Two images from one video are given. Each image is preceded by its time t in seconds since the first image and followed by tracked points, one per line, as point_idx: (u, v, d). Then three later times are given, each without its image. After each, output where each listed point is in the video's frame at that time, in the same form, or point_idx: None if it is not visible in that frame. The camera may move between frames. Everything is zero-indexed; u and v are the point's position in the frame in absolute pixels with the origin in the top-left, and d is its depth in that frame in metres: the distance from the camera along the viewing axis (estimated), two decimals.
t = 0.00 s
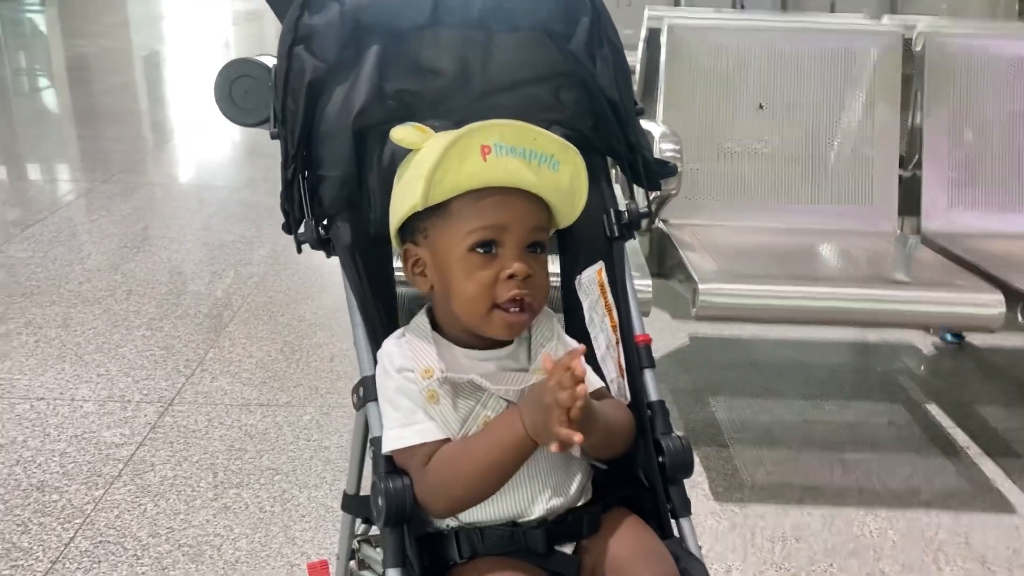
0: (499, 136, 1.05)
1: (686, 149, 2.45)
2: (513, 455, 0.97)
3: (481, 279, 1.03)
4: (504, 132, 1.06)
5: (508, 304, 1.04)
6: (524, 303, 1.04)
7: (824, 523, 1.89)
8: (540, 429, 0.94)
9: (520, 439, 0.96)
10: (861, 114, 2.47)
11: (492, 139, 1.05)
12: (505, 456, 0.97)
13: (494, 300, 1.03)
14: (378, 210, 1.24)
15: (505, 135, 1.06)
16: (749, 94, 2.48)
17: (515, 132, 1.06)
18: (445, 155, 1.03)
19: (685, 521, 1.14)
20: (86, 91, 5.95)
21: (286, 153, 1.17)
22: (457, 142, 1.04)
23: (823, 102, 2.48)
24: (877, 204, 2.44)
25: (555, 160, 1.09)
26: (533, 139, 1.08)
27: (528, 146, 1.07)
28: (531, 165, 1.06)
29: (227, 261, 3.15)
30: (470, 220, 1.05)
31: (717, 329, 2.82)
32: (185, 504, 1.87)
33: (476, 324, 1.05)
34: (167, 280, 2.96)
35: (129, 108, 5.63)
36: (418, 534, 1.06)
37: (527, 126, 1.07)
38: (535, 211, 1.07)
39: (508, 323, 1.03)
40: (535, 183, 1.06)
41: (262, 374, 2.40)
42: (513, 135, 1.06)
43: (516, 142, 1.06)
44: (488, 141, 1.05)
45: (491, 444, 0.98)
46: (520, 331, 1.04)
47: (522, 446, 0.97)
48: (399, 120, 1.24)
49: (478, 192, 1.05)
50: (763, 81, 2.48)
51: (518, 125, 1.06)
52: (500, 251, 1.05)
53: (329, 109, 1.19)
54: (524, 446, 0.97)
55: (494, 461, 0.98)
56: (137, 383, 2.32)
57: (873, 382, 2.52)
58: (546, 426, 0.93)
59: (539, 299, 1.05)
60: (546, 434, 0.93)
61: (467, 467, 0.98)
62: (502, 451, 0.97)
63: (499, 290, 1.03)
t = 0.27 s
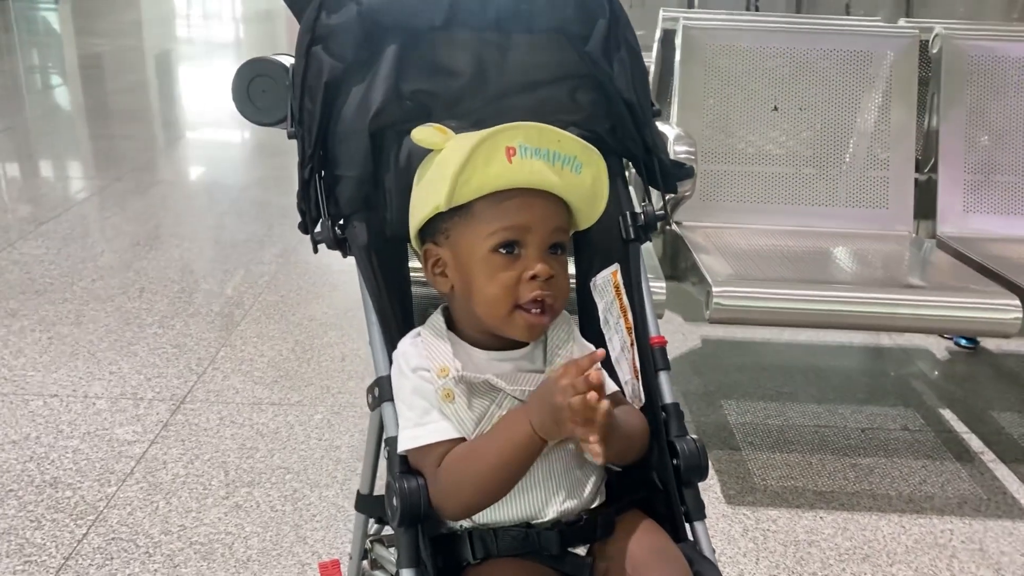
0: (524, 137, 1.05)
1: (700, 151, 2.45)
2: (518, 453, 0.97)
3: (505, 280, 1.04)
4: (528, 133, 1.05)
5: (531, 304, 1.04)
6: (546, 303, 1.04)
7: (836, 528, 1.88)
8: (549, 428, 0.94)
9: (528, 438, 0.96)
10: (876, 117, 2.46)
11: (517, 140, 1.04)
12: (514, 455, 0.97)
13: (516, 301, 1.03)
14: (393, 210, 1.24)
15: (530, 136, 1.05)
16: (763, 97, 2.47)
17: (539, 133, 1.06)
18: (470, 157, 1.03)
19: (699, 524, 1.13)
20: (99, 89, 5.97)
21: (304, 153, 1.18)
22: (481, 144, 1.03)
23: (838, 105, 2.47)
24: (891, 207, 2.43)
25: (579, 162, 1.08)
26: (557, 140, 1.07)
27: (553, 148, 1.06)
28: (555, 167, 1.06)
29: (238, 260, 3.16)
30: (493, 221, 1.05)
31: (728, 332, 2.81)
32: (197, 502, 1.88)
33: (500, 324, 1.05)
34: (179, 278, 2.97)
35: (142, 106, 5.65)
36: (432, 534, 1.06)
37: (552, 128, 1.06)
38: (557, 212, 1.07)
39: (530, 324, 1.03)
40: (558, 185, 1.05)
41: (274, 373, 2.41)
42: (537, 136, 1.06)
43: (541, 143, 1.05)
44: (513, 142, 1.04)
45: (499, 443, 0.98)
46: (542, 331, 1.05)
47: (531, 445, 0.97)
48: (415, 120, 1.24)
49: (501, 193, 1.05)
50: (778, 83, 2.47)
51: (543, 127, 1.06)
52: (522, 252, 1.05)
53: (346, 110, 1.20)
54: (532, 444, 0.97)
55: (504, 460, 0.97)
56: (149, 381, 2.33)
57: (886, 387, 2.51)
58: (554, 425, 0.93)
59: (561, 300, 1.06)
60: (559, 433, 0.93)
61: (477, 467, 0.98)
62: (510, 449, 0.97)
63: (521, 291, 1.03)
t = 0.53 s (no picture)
0: (544, 144, 1.05)
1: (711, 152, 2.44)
2: (535, 461, 0.97)
3: (526, 285, 1.04)
4: (549, 140, 1.06)
5: (552, 309, 1.04)
6: (567, 308, 1.04)
7: (845, 531, 1.88)
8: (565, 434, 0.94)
9: (543, 445, 0.96)
10: (887, 119, 2.45)
11: (538, 146, 1.05)
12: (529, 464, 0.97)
13: (538, 306, 1.04)
14: (407, 213, 1.24)
15: (551, 142, 1.06)
16: (774, 98, 2.47)
17: (559, 140, 1.06)
18: (492, 164, 1.03)
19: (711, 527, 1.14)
20: (109, 85, 5.98)
21: (320, 155, 1.19)
22: (502, 151, 1.04)
23: (848, 107, 2.46)
24: (902, 210, 2.42)
25: (598, 167, 1.09)
26: (577, 147, 1.08)
27: (573, 153, 1.07)
28: (576, 173, 1.06)
29: (247, 257, 3.16)
30: (514, 227, 1.05)
31: (737, 333, 2.81)
32: (207, 500, 1.88)
33: (520, 329, 1.05)
34: (189, 275, 2.98)
35: (151, 102, 5.66)
36: (444, 537, 1.06)
37: (572, 134, 1.07)
38: (578, 217, 1.07)
39: (551, 328, 1.04)
40: (579, 191, 1.06)
41: (283, 370, 2.41)
42: (557, 142, 1.06)
43: (561, 149, 1.06)
44: (534, 149, 1.05)
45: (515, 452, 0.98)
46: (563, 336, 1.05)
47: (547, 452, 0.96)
48: (430, 122, 1.24)
49: (523, 199, 1.05)
50: (790, 85, 2.47)
51: (563, 133, 1.06)
52: (543, 257, 1.05)
53: (361, 112, 1.20)
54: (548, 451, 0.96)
55: (518, 468, 0.97)
56: (159, 378, 2.34)
57: (895, 389, 2.51)
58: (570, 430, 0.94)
59: (580, 305, 1.06)
60: (577, 438, 0.94)
61: (491, 474, 0.98)
62: (524, 457, 0.97)
63: (542, 296, 1.04)
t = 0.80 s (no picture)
0: (550, 139, 1.05)
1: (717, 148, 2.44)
2: (548, 468, 0.97)
3: (530, 281, 1.04)
4: (555, 135, 1.05)
5: (556, 306, 1.04)
6: (571, 304, 1.04)
7: (849, 529, 1.87)
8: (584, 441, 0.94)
9: (559, 452, 0.97)
10: (894, 115, 2.44)
11: (543, 142, 1.05)
12: (543, 470, 0.98)
13: (543, 302, 1.04)
14: (411, 207, 1.23)
15: (556, 138, 1.05)
16: (780, 94, 2.46)
17: (565, 135, 1.06)
18: (498, 160, 1.03)
19: (714, 525, 1.13)
20: (115, 78, 5.99)
21: (324, 149, 1.19)
22: (508, 146, 1.03)
23: (855, 103, 2.45)
24: (909, 207, 2.41)
25: (603, 163, 1.09)
26: (583, 142, 1.07)
27: (578, 149, 1.06)
28: (581, 169, 1.06)
29: (252, 251, 3.17)
30: (519, 223, 1.05)
31: (742, 330, 2.81)
32: (211, 493, 1.89)
33: (524, 325, 1.05)
34: (194, 268, 2.98)
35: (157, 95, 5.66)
36: (446, 532, 1.06)
37: (578, 129, 1.06)
38: (582, 213, 1.07)
39: (556, 324, 1.04)
40: (584, 187, 1.06)
41: (288, 365, 2.42)
42: (563, 138, 1.06)
43: (567, 145, 1.06)
44: (540, 144, 1.04)
45: (528, 458, 0.98)
46: (567, 332, 1.05)
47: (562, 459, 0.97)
48: (434, 117, 1.24)
49: (528, 194, 1.05)
50: (796, 81, 2.46)
51: (569, 128, 1.06)
52: (547, 253, 1.05)
53: (366, 106, 1.20)
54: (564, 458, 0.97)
55: (531, 473, 0.98)
56: (164, 371, 2.34)
57: (900, 387, 2.50)
58: (589, 436, 0.94)
59: (585, 301, 1.06)
60: (594, 444, 0.94)
61: (501, 478, 0.98)
62: (538, 463, 0.98)
63: (547, 292, 1.04)
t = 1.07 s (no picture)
0: (558, 131, 1.04)
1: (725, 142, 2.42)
2: (567, 467, 0.98)
3: (539, 275, 1.02)
4: (563, 127, 1.05)
5: (565, 300, 1.03)
6: (580, 299, 1.03)
7: (857, 526, 1.87)
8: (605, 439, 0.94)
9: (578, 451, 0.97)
10: (904, 110, 2.42)
11: (552, 134, 1.04)
12: (560, 469, 0.98)
13: (551, 297, 1.02)
14: (421, 200, 1.22)
15: (565, 130, 1.05)
16: (790, 88, 2.44)
17: (573, 127, 1.05)
18: (506, 150, 1.02)
19: (726, 522, 1.12)
20: (120, 71, 5.98)
21: (333, 141, 1.17)
22: (515, 137, 1.03)
23: (864, 98, 2.43)
24: (918, 202, 2.40)
25: (612, 155, 1.08)
26: (591, 134, 1.06)
27: (587, 141, 1.06)
28: (590, 161, 1.05)
29: (257, 244, 3.16)
30: (527, 215, 1.03)
31: (749, 325, 2.79)
32: (216, 487, 1.88)
33: (533, 319, 1.04)
34: (199, 262, 2.98)
35: (161, 88, 5.65)
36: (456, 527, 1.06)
37: (586, 121, 1.06)
38: (592, 206, 1.06)
39: (564, 319, 1.02)
40: (593, 179, 1.05)
41: (293, 358, 2.41)
42: (571, 130, 1.05)
43: (575, 137, 1.05)
44: (547, 136, 1.04)
45: (546, 456, 0.98)
46: (576, 327, 1.04)
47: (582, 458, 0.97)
48: (444, 109, 1.23)
49: (536, 187, 1.04)
50: (805, 75, 2.44)
51: (577, 120, 1.05)
52: (557, 247, 1.04)
53: (376, 97, 1.19)
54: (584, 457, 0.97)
55: (548, 472, 0.98)
56: (169, 364, 2.34)
57: (908, 383, 2.49)
58: (610, 434, 0.94)
59: (594, 296, 1.05)
60: (614, 443, 0.94)
61: (517, 476, 0.99)
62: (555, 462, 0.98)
63: (556, 286, 1.02)
